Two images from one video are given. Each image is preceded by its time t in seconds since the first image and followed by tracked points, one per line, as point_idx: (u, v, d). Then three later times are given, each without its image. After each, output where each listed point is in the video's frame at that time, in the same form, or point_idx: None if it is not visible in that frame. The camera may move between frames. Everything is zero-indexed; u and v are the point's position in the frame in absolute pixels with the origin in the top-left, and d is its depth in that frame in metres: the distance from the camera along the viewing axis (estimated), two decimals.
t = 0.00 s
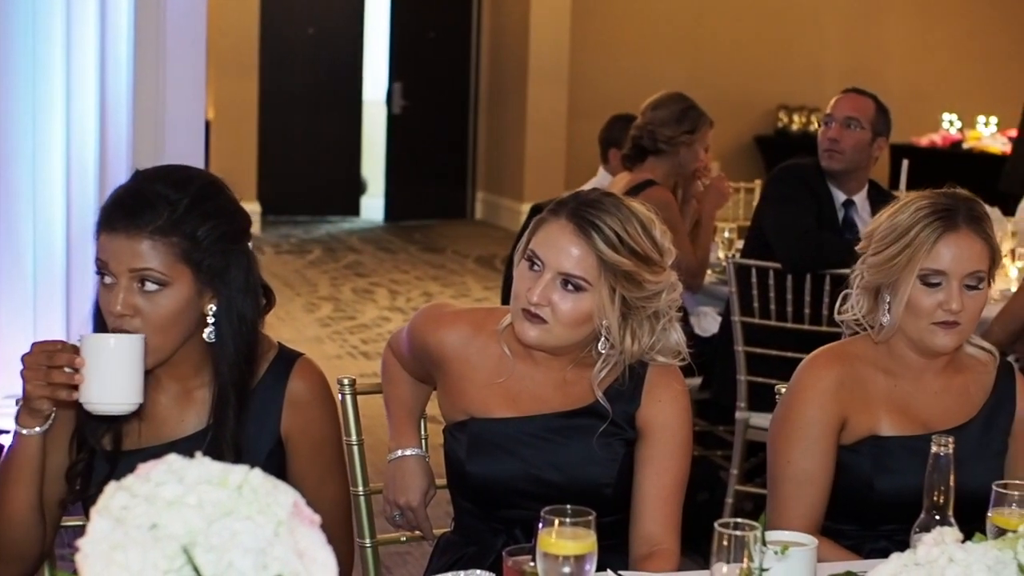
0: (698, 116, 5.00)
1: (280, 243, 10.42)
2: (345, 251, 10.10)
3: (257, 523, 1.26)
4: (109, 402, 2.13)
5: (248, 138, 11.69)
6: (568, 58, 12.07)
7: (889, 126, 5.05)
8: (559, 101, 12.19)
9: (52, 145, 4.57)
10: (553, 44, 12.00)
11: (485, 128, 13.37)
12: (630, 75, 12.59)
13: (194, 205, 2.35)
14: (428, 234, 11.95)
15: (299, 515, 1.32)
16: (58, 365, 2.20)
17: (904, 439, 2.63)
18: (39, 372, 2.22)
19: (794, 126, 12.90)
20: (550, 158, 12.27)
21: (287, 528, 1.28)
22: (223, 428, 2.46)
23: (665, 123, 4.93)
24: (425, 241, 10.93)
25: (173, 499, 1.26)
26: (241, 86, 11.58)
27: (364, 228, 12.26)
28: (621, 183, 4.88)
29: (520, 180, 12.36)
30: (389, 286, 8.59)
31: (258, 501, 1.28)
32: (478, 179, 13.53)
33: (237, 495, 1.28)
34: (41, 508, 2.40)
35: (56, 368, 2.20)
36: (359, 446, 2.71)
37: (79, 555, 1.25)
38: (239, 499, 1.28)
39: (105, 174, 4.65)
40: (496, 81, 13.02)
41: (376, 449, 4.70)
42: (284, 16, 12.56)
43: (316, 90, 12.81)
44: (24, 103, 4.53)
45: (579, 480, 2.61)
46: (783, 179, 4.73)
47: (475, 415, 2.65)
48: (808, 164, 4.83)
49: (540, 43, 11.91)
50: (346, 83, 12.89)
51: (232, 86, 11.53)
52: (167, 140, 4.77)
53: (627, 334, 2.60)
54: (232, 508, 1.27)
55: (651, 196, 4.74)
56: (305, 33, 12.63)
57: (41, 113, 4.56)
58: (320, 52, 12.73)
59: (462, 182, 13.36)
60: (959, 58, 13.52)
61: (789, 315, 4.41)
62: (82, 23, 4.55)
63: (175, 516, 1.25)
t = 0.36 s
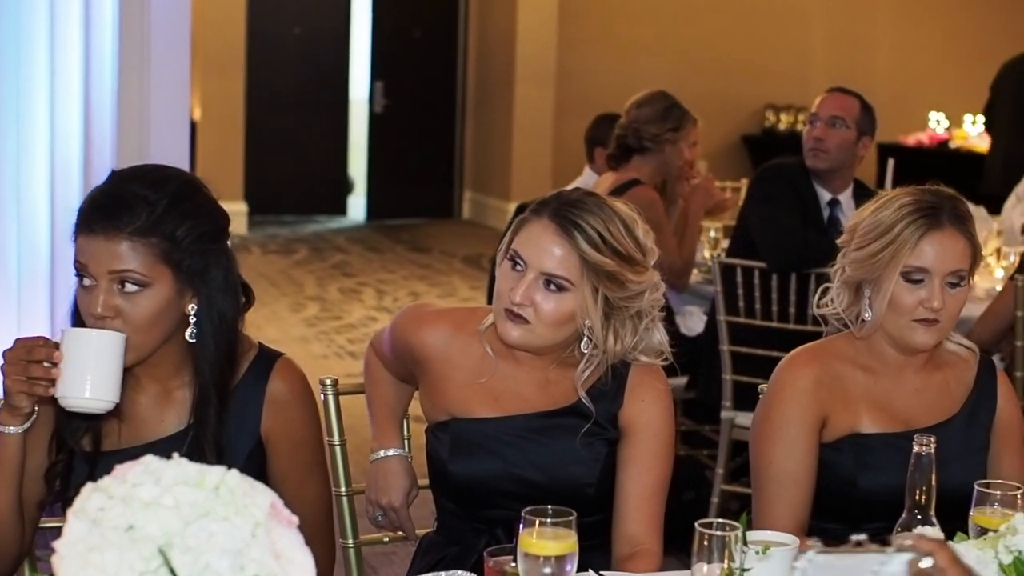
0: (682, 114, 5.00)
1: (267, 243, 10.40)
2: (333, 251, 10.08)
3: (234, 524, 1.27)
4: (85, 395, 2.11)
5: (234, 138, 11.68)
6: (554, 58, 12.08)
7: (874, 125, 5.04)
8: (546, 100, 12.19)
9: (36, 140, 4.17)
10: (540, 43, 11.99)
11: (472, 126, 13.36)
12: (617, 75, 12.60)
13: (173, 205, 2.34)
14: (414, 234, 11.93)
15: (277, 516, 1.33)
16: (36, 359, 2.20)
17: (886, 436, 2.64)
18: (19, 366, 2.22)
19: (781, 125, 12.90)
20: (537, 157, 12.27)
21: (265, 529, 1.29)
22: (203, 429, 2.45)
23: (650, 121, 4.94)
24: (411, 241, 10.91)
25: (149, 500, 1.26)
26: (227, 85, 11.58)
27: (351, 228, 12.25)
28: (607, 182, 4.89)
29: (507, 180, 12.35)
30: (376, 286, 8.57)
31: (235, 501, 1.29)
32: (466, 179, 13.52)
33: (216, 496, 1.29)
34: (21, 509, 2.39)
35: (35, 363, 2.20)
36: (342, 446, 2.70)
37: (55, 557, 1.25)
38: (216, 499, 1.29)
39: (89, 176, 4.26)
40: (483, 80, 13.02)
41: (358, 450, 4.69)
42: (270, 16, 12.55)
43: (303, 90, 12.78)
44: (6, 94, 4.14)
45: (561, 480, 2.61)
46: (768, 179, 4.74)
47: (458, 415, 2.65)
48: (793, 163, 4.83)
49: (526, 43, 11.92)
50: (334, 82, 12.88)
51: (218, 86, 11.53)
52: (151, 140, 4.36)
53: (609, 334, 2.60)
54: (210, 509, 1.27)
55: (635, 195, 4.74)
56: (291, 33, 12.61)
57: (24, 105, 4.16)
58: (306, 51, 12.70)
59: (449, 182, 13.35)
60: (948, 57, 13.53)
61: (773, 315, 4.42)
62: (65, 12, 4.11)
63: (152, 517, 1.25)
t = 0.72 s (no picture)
0: (661, 108, 5.01)
1: (254, 242, 10.38)
2: (319, 250, 10.06)
3: (209, 523, 1.25)
4: (60, 387, 2.10)
5: (220, 136, 11.68)
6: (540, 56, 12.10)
7: (858, 123, 5.03)
8: (533, 98, 12.22)
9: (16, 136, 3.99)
10: (527, 41, 12.02)
11: (459, 126, 13.35)
12: (606, 74, 12.62)
13: (150, 204, 2.33)
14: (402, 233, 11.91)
15: (252, 514, 1.32)
16: (14, 352, 2.22)
17: (863, 430, 2.69)
18: None
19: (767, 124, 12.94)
20: (524, 155, 12.30)
21: (239, 528, 1.27)
22: (185, 426, 2.45)
23: (631, 116, 4.94)
24: (399, 240, 10.90)
25: (123, 499, 1.25)
26: (213, 84, 11.58)
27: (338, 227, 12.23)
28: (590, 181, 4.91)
29: (494, 178, 12.37)
30: (362, 285, 8.56)
31: (210, 501, 1.27)
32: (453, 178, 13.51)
33: (189, 494, 1.27)
34: None
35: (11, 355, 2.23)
36: (323, 446, 2.70)
37: (30, 557, 1.24)
38: (190, 498, 1.27)
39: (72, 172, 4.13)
40: (470, 79, 13.04)
41: (339, 449, 4.67)
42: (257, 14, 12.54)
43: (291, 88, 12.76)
44: None
45: (543, 478, 2.61)
46: (753, 176, 4.74)
47: (438, 413, 2.64)
48: (776, 161, 4.83)
49: (513, 43, 11.96)
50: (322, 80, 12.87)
51: (205, 85, 11.53)
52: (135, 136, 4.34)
53: (591, 332, 2.60)
54: (184, 508, 1.26)
55: (618, 192, 4.77)
56: (277, 32, 12.54)
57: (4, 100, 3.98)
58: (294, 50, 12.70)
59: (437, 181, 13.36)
60: (936, 55, 13.57)
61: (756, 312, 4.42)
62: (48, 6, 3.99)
63: (126, 516, 1.24)
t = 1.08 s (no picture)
0: (636, 103, 5.03)
1: (240, 241, 10.37)
2: (306, 249, 10.06)
3: (184, 522, 1.24)
4: (39, 374, 2.07)
5: (206, 134, 11.68)
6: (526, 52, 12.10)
7: (841, 119, 5.03)
8: (519, 95, 12.22)
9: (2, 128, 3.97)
10: (513, 38, 12.01)
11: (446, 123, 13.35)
12: (595, 71, 12.61)
13: (128, 205, 2.33)
14: (389, 231, 11.90)
15: (227, 513, 1.31)
16: None
17: (845, 425, 2.69)
18: None
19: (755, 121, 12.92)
20: (510, 153, 12.29)
21: (214, 527, 1.27)
22: (165, 423, 2.45)
23: (609, 113, 4.96)
24: (385, 238, 10.90)
25: (97, 499, 1.24)
26: (198, 82, 11.58)
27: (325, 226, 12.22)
28: (578, 181, 4.96)
29: (481, 176, 12.36)
30: (348, 284, 8.56)
31: (184, 500, 1.26)
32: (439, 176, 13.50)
33: (164, 494, 1.27)
34: None
35: None
36: (304, 444, 2.70)
37: (3, 558, 1.24)
38: (165, 498, 1.26)
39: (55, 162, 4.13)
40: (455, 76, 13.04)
41: (319, 448, 4.67)
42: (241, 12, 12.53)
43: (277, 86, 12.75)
44: None
45: (523, 476, 2.60)
46: (737, 173, 4.74)
47: (419, 412, 2.63)
48: (758, 157, 4.84)
49: (499, 41, 11.94)
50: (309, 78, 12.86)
51: (190, 83, 11.52)
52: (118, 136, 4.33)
53: (572, 330, 2.60)
54: (158, 507, 1.25)
55: (607, 190, 4.85)
56: (263, 30, 12.47)
57: None
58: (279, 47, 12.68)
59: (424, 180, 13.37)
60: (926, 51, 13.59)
61: (740, 309, 4.43)
62: (31, 6, 3.98)
63: (100, 516, 1.23)
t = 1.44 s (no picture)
0: (614, 101, 5.05)
1: (222, 240, 10.35)
2: (288, 247, 10.04)
3: (157, 521, 1.24)
4: (13, 365, 2.03)
5: (187, 132, 11.66)
6: (509, 49, 12.10)
7: (821, 116, 5.05)
8: (502, 92, 12.22)
9: None
10: (495, 35, 12.01)
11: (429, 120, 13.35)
12: (579, 67, 12.62)
13: (105, 204, 2.32)
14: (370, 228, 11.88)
15: (201, 512, 1.32)
16: None
17: (824, 423, 2.69)
18: None
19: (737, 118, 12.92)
20: (492, 150, 12.28)
21: (188, 526, 1.26)
22: (144, 419, 2.45)
23: (589, 111, 4.97)
24: (368, 236, 10.89)
25: (71, 498, 1.24)
26: (180, 80, 11.56)
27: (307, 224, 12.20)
28: (564, 179, 5.00)
29: (464, 173, 12.35)
30: (331, 281, 8.56)
31: (159, 499, 1.26)
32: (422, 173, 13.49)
33: (138, 493, 1.27)
34: None
35: None
36: (282, 443, 2.70)
37: None
38: (138, 497, 1.26)
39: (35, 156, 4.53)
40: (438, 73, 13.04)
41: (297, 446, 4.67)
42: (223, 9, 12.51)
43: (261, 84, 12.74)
44: None
45: (501, 474, 2.61)
46: (718, 170, 4.74)
47: (397, 410, 2.63)
48: (738, 155, 4.85)
49: (482, 40, 11.95)
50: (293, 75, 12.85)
51: (172, 81, 11.50)
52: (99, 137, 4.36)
53: (549, 328, 2.60)
54: (131, 506, 1.24)
55: (595, 187, 4.88)
56: (246, 28, 12.46)
57: None
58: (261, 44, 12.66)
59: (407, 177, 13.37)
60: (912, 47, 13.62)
61: (722, 306, 4.44)
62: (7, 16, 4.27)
63: (74, 516, 1.22)
